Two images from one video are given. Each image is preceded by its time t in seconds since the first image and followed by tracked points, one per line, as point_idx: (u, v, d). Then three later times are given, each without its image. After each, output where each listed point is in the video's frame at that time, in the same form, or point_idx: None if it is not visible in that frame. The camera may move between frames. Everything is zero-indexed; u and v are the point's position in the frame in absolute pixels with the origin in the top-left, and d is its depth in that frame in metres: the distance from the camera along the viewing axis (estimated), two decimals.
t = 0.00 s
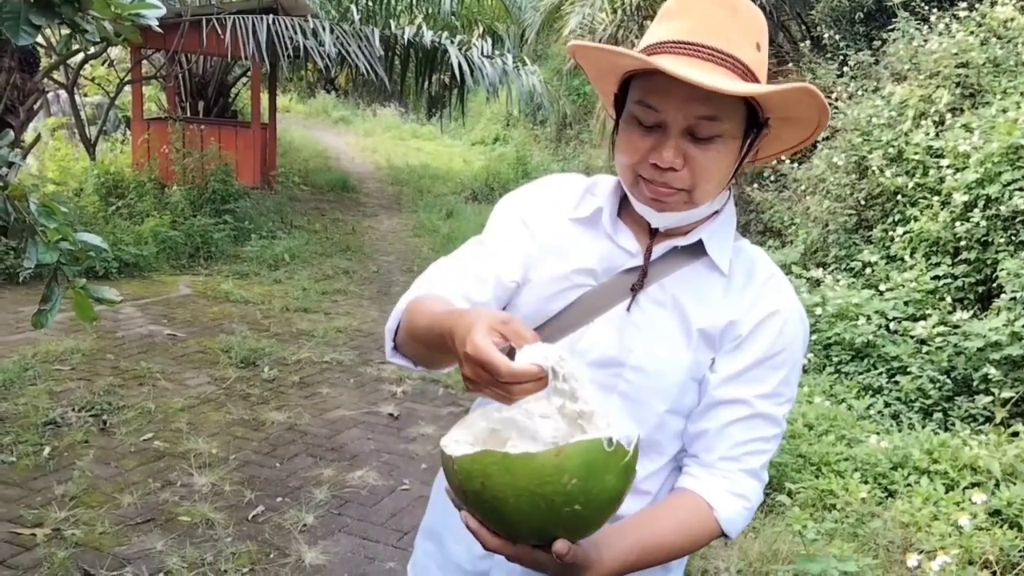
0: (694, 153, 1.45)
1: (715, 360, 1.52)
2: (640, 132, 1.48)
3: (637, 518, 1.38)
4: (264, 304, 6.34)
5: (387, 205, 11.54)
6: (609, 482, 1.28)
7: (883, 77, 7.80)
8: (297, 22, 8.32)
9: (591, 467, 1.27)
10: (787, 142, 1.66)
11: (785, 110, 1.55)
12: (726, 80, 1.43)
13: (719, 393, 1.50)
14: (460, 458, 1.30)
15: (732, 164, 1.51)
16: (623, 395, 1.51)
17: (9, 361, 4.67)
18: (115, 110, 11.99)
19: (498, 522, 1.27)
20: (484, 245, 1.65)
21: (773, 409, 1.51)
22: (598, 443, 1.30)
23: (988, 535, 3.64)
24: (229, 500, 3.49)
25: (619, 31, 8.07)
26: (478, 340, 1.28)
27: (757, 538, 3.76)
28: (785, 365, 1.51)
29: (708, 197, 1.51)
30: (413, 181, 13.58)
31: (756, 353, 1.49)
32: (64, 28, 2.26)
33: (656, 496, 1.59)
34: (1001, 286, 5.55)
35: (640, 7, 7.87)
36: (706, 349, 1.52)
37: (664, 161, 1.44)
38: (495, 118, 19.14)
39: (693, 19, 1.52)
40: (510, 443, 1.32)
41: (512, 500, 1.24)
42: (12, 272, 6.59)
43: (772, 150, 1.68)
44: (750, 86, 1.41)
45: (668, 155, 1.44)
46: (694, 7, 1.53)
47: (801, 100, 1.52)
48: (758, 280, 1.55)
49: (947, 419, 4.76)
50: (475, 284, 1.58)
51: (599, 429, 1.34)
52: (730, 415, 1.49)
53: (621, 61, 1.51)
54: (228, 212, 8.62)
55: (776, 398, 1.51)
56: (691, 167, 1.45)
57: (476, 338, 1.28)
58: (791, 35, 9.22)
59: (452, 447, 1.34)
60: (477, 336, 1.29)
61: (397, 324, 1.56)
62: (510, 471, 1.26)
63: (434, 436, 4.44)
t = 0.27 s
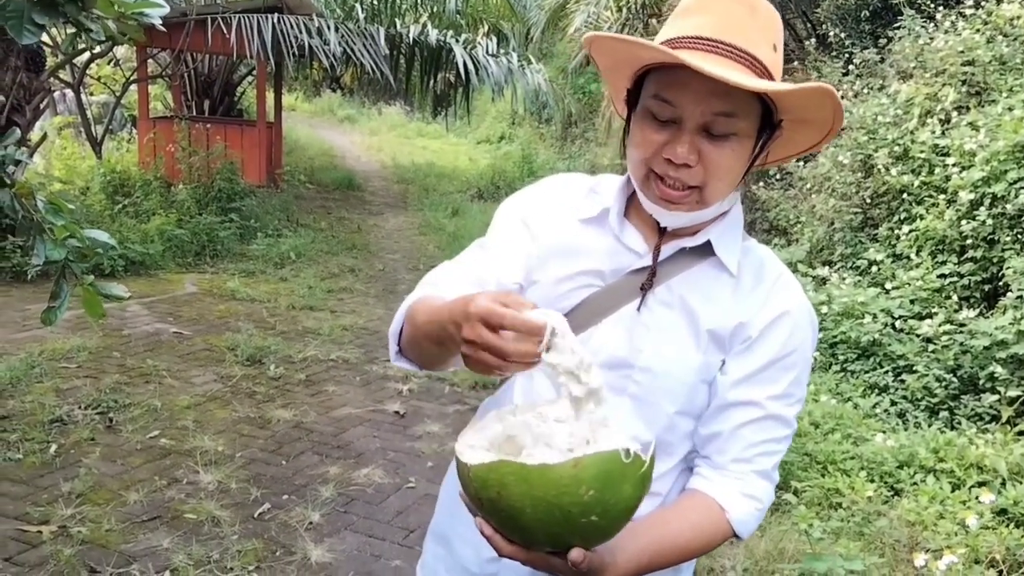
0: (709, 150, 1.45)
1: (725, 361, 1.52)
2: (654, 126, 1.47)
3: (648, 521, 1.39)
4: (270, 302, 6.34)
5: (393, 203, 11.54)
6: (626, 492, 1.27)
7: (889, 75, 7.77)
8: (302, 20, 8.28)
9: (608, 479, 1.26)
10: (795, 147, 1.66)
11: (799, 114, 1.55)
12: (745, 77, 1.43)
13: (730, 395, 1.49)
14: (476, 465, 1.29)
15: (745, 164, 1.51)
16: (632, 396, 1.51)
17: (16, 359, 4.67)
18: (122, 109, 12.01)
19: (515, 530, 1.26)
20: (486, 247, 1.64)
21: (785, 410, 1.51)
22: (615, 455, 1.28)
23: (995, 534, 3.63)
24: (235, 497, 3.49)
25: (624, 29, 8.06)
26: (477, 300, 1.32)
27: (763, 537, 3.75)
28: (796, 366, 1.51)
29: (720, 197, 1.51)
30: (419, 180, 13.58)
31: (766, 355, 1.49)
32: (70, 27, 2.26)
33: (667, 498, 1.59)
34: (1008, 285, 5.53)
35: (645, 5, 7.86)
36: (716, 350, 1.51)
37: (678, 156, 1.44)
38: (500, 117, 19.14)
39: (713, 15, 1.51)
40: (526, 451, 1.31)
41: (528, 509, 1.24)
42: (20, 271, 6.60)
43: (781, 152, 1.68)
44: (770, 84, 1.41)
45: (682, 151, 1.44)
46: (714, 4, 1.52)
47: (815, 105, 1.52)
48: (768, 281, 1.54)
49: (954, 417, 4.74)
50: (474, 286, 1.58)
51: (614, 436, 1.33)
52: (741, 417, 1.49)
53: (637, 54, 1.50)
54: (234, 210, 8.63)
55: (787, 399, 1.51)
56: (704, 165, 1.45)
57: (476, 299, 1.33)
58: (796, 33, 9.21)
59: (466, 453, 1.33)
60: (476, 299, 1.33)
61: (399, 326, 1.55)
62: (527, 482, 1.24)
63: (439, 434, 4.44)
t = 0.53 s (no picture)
0: (733, 152, 1.44)
1: (740, 366, 1.52)
2: (678, 127, 1.47)
3: (661, 531, 1.41)
4: (278, 301, 6.35)
5: (401, 201, 11.55)
6: (644, 512, 1.26)
7: (897, 73, 7.74)
8: (310, 19, 8.31)
9: (626, 501, 1.24)
10: (812, 150, 1.66)
11: (821, 117, 1.55)
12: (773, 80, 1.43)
13: (745, 402, 1.50)
14: (492, 483, 1.27)
15: (766, 168, 1.50)
16: (645, 399, 1.50)
17: (25, 357, 4.68)
18: (130, 107, 12.04)
19: (530, 547, 1.25)
20: (495, 249, 1.64)
21: (800, 416, 1.52)
22: (632, 477, 1.27)
23: (1004, 533, 3.63)
24: (244, 495, 3.50)
25: (632, 28, 8.04)
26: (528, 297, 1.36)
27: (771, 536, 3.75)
28: (811, 372, 1.52)
29: (740, 200, 1.50)
30: (426, 178, 13.59)
31: (782, 361, 1.49)
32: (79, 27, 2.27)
33: (680, 500, 1.61)
34: (1016, 283, 5.52)
35: (652, 4, 7.85)
36: (730, 356, 1.51)
37: (702, 158, 1.44)
38: (508, 115, 19.14)
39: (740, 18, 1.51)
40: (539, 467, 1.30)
41: (544, 529, 1.22)
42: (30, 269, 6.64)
43: (796, 156, 1.67)
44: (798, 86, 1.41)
45: (707, 152, 1.43)
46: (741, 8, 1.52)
47: (837, 107, 1.53)
48: (783, 286, 1.54)
49: (962, 416, 4.73)
50: (486, 286, 1.57)
51: (632, 451, 1.32)
52: (757, 423, 1.50)
53: (662, 53, 1.50)
54: (243, 208, 8.65)
55: (802, 405, 1.53)
56: (728, 167, 1.45)
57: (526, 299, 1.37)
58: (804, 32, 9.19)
59: (480, 467, 1.31)
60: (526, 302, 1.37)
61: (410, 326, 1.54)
62: (545, 504, 1.23)
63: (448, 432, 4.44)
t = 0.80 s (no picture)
0: (741, 150, 1.40)
1: (755, 365, 1.49)
2: (685, 126, 1.43)
3: (676, 532, 1.37)
4: (291, 299, 6.35)
5: (414, 200, 11.55)
6: (655, 506, 1.24)
7: (910, 72, 7.66)
8: (323, 19, 8.31)
9: (634, 494, 1.22)
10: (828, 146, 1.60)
11: (836, 113, 1.50)
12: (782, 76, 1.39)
13: (761, 403, 1.47)
14: (498, 481, 1.26)
15: (777, 165, 1.46)
16: (658, 400, 1.48)
17: (39, 355, 4.68)
18: (144, 106, 12.08)
19: (539, 545, 1.23)
20: (504, 246, 1.60)
21: (818, 416, 1.48)
22: (641, 469, 1.25)
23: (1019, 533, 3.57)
24: (258, 493, 3.49)
25: (644, 26, 8.00)
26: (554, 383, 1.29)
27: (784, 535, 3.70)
28: (828, 371, 1.48)
29: (750, 198, 1.46)
30: (439, 177, 13.59)
31: (798, 360, 1.46)
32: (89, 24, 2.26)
33: (697, 502, 1.58)
34: None
35: (665, 2, 7.80)
36: (745, 355, 1.48)
37: (709, 157, 1.40)
38: (520, 114, 19.12)
39: (748, 11, 1.47)
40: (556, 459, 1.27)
41: (553, 526, 1.21)
42: (43, 268, 6.76)
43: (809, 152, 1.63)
44: (808, 85, 1.37)
45: (714, 152, 1.39)
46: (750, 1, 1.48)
47: (850, 104, 1.47)
48: (799, 282, 1.50)
49: (976, 415, 4.66)
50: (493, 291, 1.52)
51: (642, 446, 1.30)
52: (773, 424, 1.46)
53: (668, 49, 1.46)
54: (256, 207, 8.67)
55: (820, 404, 1.49)
56: (737, 166, 1.41)
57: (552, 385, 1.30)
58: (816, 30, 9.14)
59: (489, 469, 1.29)
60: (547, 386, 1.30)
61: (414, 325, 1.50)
62: (552, 499, 1.21)
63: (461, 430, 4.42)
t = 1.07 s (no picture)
0: (729, 147, 1.36)
1: (757, 370, 1.42)
2: (671, 124, 1.39)
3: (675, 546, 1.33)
4: (307, 299, 6.34)
5: (430, 199, 11.52)
6: (648, 527, 1.21)
7: (927, 71, 7.55)
8: (340, 17, 8.31)
9: (627, 518, 1.19)
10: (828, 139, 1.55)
11: (831, 107, 1.45)
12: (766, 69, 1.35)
13: (763, 407, 1.40)
14: (486, 508, 1.21)
15: (770, 160, 1.41)
16: (659, 408, 1.44)
17: (55, 354, 4.68)
18: (159, 106, 12.11)
19: (527, 567, 1.20)
20: (498, 252, 1.58)
21: (825, 420, 1.41)
22: (632, 489, 1.21)
23: None
24: (275, 492, 3.47)
25: (660, 24, 7.95)
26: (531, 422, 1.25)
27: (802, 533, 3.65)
28: (833, 372, 1.41)
29: (743, 196, 1.42)
30: (455, 176, 13.56)
31: (801, 362, 1.39)
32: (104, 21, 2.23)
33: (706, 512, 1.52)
34: None
35: None
36: (746, 358, 1.42)
37: (695, 155, 1.36)
38: (536, 113, 19.08)
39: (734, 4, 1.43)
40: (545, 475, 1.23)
41: (544, 553, 1.17)
42: (58, 267, 6.81)
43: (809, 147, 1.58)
44: (794, 78, 1.32)
45: (701, 150, 1.36)
46: None
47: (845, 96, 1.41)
48: (802, 281, 1.44)
49: (992, 414, 4.59)
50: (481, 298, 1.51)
51: (634, 459, 1.27)
52: (776, 429, 1.40)
53: (652, 46, 1.42)
54: (272, 206, 8.68)
55: (826, 407, 1.41)
56: (725, 163, 1.37)
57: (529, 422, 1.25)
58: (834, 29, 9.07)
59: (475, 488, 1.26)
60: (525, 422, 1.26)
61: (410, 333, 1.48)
62: (541, 526, 1.18)
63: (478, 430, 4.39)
